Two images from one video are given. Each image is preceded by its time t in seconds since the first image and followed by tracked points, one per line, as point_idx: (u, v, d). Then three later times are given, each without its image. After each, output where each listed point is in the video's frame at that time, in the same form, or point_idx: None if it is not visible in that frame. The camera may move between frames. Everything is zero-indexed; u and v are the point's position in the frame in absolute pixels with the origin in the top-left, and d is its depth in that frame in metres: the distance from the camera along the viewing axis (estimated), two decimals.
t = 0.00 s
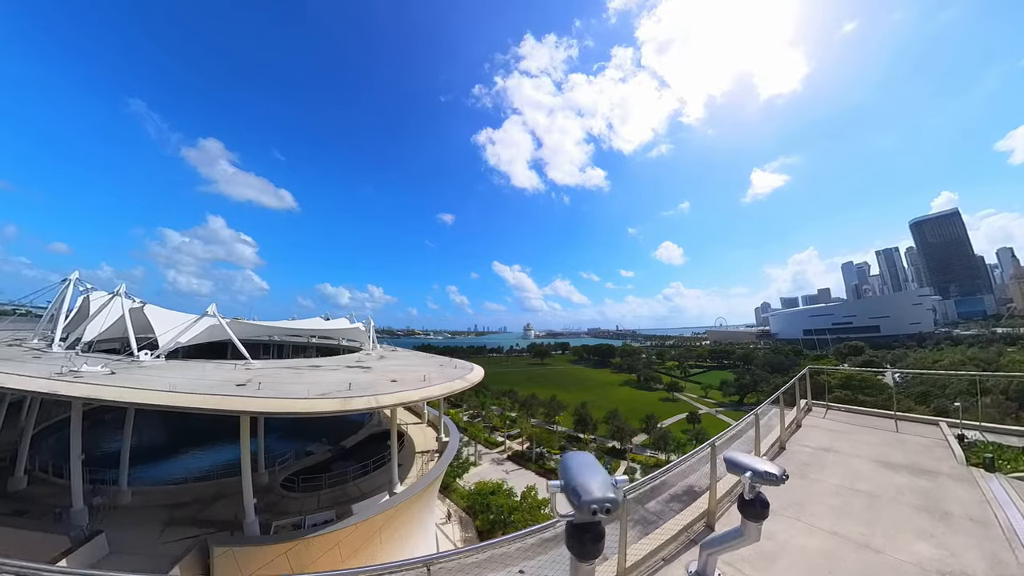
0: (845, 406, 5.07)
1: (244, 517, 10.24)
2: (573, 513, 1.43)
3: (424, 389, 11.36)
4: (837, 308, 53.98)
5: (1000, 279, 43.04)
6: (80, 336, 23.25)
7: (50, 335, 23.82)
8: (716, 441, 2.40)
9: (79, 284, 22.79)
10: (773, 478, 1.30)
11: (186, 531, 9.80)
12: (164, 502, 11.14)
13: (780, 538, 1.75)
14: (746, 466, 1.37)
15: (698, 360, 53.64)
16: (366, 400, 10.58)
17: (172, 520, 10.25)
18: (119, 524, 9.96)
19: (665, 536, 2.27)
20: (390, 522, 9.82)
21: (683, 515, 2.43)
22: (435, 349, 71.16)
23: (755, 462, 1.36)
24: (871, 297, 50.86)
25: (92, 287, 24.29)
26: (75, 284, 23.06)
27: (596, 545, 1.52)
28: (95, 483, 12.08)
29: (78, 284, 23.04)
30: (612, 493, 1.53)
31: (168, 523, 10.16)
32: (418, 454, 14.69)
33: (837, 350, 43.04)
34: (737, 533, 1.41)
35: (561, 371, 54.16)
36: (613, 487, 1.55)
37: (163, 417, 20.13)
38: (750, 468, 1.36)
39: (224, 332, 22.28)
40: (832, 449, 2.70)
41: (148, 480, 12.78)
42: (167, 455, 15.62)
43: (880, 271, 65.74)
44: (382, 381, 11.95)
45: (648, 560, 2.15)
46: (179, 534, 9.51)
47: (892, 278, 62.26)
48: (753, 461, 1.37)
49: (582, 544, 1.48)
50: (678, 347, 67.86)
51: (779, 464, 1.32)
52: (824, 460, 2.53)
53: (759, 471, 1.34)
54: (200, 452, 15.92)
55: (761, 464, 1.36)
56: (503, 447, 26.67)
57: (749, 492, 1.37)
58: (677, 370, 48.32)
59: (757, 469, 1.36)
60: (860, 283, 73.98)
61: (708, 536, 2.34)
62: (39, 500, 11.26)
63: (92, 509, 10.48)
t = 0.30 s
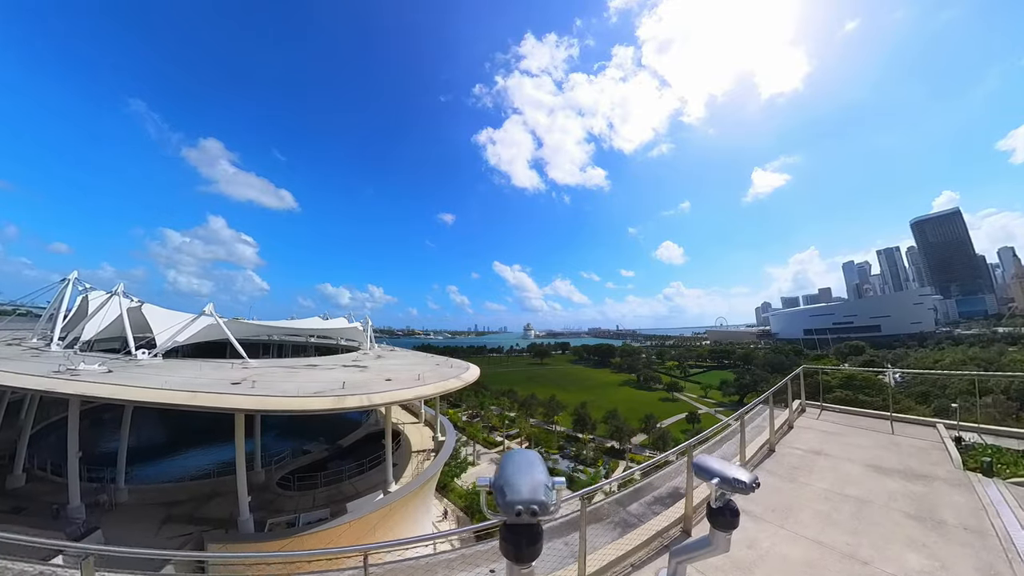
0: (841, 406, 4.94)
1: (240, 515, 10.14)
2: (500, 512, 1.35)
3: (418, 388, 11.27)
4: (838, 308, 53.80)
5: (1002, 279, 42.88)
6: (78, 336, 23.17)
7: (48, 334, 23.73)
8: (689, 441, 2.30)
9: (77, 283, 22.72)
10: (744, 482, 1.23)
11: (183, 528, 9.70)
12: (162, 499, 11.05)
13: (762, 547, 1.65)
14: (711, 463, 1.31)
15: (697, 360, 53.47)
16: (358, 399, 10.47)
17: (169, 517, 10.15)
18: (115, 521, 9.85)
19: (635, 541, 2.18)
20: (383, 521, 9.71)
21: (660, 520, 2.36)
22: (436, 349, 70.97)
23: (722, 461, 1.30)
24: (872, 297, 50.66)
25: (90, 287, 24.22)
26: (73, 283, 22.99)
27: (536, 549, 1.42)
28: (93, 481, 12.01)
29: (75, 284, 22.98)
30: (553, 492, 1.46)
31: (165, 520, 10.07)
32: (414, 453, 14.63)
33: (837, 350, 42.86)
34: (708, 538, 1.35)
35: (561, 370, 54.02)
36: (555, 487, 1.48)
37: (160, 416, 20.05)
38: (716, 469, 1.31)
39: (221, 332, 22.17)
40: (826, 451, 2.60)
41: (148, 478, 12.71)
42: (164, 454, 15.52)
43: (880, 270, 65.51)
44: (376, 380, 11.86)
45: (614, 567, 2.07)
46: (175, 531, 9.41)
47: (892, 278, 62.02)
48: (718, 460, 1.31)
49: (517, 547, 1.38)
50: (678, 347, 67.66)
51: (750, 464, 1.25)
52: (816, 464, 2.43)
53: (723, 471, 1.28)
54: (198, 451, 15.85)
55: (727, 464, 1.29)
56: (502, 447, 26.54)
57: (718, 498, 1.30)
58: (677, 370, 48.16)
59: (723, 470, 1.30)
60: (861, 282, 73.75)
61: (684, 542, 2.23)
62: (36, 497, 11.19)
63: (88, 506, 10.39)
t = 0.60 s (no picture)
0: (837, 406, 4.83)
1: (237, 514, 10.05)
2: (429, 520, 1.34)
3: (412, 388, 11.18)
4: (839, 308, 53.56)
5: (1002, 278, 42.57)
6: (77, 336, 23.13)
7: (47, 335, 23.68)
8: (667, 445, 2.21)
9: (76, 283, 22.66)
10: (709, 498, 1.16)
11: (181, 527, 9.60)
12: (161, 498, 10.95)
13: (738, 559, 1.55)
14: (671, 476, 1.27)
15: (697, 360, 53.35)
16: (351, 399, 10.37)
17: (167, 516, 10.05)
18: (115, 520, 9.75)
19: (606, 548, 2.09)
20: (377, 521, 9.61)
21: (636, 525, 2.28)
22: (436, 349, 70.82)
23: (684, 473, 1.26)
24: (873, 296, 50.41)
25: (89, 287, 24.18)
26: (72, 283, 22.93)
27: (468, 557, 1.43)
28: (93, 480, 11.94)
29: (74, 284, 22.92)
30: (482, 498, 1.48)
31: (164, 519, 9.96)
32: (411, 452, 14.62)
33: (839, 350, 42.67)
34: (671, 556, 1.29)
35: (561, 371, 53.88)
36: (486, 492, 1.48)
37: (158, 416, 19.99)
38: (679, 482, 1.26)
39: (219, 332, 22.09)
40: (817, 457, 2.49)
41: (151, 477, 12.65)
42: (161, 454, 15.44)
43: (881, 270, 65.27)
44: (370, 380, 11.76)
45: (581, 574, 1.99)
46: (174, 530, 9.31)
47: (894, 277, 61.76)
48: (681, 472, 1.26)
49: (445, 555, 1.39)
50: (679, 347, 67.47)
51: (714, 477, 1.20)
52: (804, 470, 2.32)
53: (684, 485, 1.23)
54: (196, 451, 15.78)
55: (690, 475, 1.24)
56: (501, 447, 26.42)
57: (683, 514, 1.24)
58: (677, 370, 47.99)
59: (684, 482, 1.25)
60: (862, 281, 73.46)
61: (658, 550, 2.13)
62: (34, 496, 11.12)
63: (87, 505, 10.29)
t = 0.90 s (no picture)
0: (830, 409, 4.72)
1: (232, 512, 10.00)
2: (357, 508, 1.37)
3: (406, 387, 11.14)
4: (840, 307, 53.44)
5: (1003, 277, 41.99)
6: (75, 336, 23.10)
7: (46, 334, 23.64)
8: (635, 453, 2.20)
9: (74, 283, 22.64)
10: (666, 506, 1.18)
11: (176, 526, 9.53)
12: (157, 496, 10.89)
13: (713, 568, 1.49)
14: (628, 481, 1.29)
15: (697, 359, 53.22)
16: (344, 397, 10.32)
17: (164, 515, 9.99)
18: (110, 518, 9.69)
19: (574, 550, 2.05)
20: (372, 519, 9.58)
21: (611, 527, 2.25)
22: (436, 349, 70.69)
23: (643, 480, 1.28)
24: (874, 296, 50.30)
25: (87, 286, 24.14)
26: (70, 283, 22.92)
27: (400, 547, 1.46)
28: (90, 479, 11.90)
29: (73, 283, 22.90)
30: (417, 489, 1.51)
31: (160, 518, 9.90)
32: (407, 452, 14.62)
33: (839, 349, 42.56)
34: (628, 561, 1.31)
35: (561, 371, 53.78)
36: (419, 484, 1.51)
37: (157, 416, 19.96)
38: (636, 487, 1.28)
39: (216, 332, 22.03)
40: (804, 460, 2.43)
41: (148, 476, 12.60)
42: (158, 453, 15.40)
43: (882, 270, 65.12)
44: (365, 379, 11.71)
45: (550, 575, 1.96)
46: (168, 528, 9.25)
47: (894, 277, 61.63)
48: (639, 478, 1.28)
49: (376, 542, 1.41)
50: (678, 347, 67.31)
51: (673, 485, 1.22)
52: (790, 474, 2.26)
53: (639, 492, 1.25)
54: (194, 450, 15.76)
55: (648, 481, 1.27)
56: (500, 447, 26.35)
57: (640, 522, 1.25)
58: (677, 370, 47.86)
59: (640, 488, 1.27)
60: (863, 281, 73.39)
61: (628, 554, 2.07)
62: (31, 494, 11.09)
63: (83, 504, 10.24)
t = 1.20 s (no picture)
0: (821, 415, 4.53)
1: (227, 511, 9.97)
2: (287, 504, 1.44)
3: (400, 387, 11.09)
4: (840, 307, 53.35)
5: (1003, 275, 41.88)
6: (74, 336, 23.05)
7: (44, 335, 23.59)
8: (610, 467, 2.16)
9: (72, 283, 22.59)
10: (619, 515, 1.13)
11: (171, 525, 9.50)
12: (154, 495, 10.86)
13: None
14: (584, 490, 1.24)
15: (697, 360, 53.11)
16: (338, 397, 10.28)
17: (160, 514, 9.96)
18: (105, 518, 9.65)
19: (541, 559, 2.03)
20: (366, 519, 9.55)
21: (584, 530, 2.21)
22: (436, 349, 70.57)
23: (598, 490, 1.23)
24: (875, 295, 50.22)
25: (85, 286, 24.08)
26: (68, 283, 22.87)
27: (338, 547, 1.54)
28: (88, 478, 11.87)
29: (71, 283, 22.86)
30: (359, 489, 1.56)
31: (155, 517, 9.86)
32: (404, 451, 14.60)
33: (840, 349, 42.48)
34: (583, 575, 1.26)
35: (561, 371, 53.69)
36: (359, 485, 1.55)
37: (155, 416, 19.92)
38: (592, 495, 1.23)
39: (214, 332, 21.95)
40: (792, 466, 2.36)
41: (145, 475, 12.56)
42: (155, 453, 15.35)
43: (882, 270, 65.05)
44: (360, 380, 11.68)
45: None
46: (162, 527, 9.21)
47: (895, 276, 61.55)
48: (595, 487, 1.23)
49: (314, 537, 1.49)
50: (679, 347, 67.17)
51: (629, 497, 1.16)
52: (778, 481, 2.20)
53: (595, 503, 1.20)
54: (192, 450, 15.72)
55: (602, 491, 1.22)
56: (499, 447, 26.28)
57: (592, 536, 1.19)
58: (677, 369, 47.76)
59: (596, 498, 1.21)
60: (863, 281, 73.30)
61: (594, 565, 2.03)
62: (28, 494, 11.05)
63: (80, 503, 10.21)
